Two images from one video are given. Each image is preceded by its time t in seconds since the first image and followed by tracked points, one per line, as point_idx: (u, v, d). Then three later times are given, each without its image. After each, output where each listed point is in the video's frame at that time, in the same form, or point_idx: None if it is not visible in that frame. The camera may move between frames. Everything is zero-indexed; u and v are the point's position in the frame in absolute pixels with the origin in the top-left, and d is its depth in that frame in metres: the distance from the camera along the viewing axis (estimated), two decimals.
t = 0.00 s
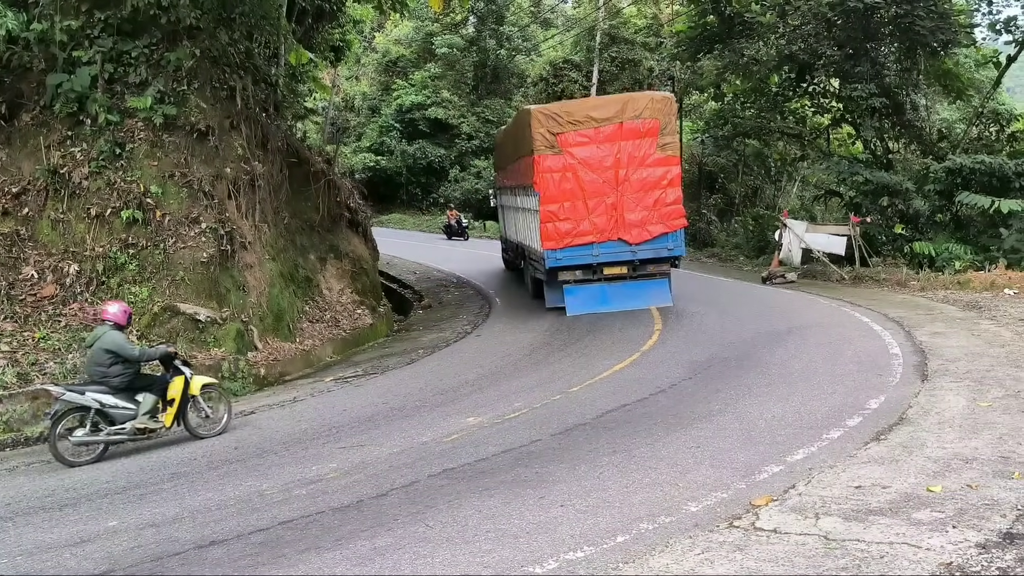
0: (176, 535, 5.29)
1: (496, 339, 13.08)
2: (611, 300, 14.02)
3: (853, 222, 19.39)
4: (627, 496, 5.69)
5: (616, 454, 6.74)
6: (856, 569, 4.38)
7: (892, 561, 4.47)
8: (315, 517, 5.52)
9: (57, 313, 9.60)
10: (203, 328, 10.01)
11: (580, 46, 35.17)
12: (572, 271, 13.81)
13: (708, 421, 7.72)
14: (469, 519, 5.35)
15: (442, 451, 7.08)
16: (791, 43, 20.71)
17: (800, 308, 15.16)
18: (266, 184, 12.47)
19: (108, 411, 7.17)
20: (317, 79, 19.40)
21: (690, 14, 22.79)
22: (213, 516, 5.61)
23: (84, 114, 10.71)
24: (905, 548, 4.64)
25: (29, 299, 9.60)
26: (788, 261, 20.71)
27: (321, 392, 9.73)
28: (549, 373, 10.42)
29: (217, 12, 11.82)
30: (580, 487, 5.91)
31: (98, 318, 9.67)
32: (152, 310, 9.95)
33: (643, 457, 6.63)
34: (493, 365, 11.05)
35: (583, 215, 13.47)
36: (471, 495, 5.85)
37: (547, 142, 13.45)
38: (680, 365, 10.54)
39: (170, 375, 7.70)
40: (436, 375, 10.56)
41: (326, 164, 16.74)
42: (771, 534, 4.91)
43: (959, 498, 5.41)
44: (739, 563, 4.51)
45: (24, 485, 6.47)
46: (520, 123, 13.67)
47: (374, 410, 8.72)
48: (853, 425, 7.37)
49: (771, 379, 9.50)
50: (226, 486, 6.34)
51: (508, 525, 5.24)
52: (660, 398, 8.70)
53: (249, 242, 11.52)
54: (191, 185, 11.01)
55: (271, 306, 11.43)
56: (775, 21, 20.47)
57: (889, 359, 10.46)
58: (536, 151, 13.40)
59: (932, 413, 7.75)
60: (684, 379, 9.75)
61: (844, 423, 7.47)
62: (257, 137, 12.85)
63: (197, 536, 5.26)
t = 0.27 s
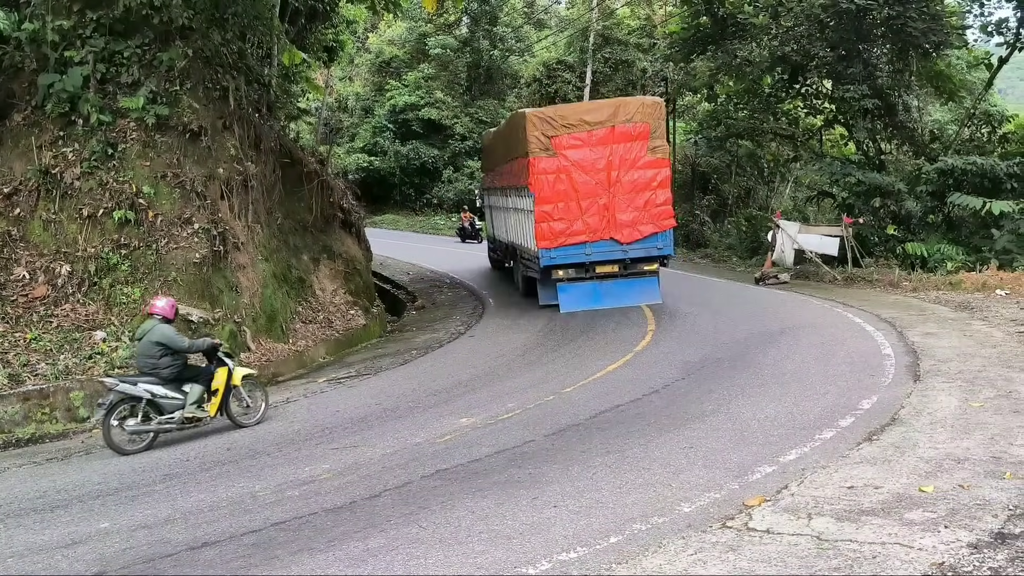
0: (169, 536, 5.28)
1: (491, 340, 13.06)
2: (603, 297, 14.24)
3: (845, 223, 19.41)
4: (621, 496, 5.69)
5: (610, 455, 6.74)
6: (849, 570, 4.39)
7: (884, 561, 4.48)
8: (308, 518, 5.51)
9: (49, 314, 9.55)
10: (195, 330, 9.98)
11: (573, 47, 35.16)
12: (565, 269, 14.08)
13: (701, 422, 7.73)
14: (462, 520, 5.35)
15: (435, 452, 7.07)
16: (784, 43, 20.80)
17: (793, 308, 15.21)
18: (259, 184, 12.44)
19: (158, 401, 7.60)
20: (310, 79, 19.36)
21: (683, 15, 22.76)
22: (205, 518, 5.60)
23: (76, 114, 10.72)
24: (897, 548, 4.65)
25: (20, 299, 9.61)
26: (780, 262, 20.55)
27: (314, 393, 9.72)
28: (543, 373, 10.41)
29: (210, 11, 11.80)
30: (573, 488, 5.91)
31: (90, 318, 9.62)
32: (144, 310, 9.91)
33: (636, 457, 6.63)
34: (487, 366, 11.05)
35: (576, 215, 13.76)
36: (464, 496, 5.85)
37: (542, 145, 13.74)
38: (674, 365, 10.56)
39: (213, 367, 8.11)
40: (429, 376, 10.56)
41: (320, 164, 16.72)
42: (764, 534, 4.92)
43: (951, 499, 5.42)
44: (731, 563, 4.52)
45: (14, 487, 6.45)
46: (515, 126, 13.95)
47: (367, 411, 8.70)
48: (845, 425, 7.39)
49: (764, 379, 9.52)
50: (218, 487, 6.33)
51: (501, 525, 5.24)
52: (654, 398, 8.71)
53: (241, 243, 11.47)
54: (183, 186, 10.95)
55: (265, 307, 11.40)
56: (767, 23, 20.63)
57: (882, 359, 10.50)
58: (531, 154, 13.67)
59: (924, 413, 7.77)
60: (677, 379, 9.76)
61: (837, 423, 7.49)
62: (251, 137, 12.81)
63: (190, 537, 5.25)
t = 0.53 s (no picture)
0: (162, 534, 5.27)
1: (486, 339, 13.02)
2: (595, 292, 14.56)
3: (839, 222, 19.39)
4: (615, 495, 5.69)
5: (604, 453, 6.74)
6: (843, 566, 4.40)
7: (878, 558, 4.50)
8: (302, 516, 5.50)
9: (42, 313, 9.51)
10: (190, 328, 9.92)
11: (568, 45, 35.11)
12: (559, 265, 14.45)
13: (696, 420, 7.74)
14: (456, 518, 5.35)
15: (430, 450, 7.06)
16: (778, 43, 20.80)
17: (787, 307, 15.25)
18: (253, 183, 12.43)
19: (205, 389, 7.92)
20: (304, 77, 19.31)
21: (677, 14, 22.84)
22: (199, 516, 5.59)
23: (69, 112, 10.62)
24: (891, 545, 4.66)
25: (13, 298, 9.56)
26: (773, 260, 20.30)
27: (309, 391, 9.73)
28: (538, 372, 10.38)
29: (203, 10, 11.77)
30: (567, 486, 5.91)
31: (83, 317, 9.61)
32: (138, 309, 9.89)
33: (631, 455, 6.63)
34: (482, 364, 11.06)
35: (570, 213, 14.15)
36: (458, 494, 5.84)
37: (536, 145, 14.12)
38: (668, 363, 10.58)
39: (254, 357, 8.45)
40: (423, 374, 10.56)
41: (315, 163, 16.68)
42: (758, 531, 4.93)
43: (944, 495, 5.44)
44: (725, 561, 4.53)
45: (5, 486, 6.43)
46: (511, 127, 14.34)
47: (361, 410, 8.68)
48: (839, 423, 7.41)
49: (758, 377, 9.54)
50: (212, 485, 6.32)
51: (495, 523, 5.24)
52: (649, 397, 8.72)
53: (236, 241, 11.44)
54: (177, 185, 10.93)
55: (259, 305, 11.37)
56: (761, 22, 20.47)
57: (875, 357, 10.53)
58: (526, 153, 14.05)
59: (918, 411, 7.79)
60: (672, 377, 9.77)
61: (831, 421, 7.50)
62: (244, 135, 12.77)
63: (183, 535, 5.25)
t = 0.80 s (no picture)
0: (157, 535, 5.25)
1: (482, 338, 13.02)
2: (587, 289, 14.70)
3: (835, 222, 19.43)
4: (611, 494, 5.70)
5: (599, 453, 6.74)
6: (837, 566, 4.41)
7: (872, 557, 4.50)
8: (297, 517, 5.49)
9: (36, 313, 9.44)
10: (184, 328, 9.96)
11: (564, 45, 35.10)
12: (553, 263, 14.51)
13: (692, 419, 7.74)
14: (452, 518, 5.35)
15: (425, 450, 7.05)
16: (774, 43, 20.78)
17: (782, 307, 15.26)
18: (248, 183, 12.41)
19: (246, 378, 8.31)
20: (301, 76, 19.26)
21: (672, 14, 22.94)
22: (194, 517, 5.58)
23: (64, 112, 10.61)
24: (886, 545, 4.67)
25: (8, 298, 9.43)
26: (767, 260, 20.10)
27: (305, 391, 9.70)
28: (534, 372, 10.37)
29: (199, 9, 11.74)
30: (562, 486, 5.91)
31: (78, 318, 9.56)
32: (133, 309, 9.86)
33: (626, 455, 6.63)
34: (478, 364, 11.05)
35: (563, 212, 14.21)
36: (454, 494, 5.83)
37: (531, 147, 14.18)
38: (663, 363, 10.58)
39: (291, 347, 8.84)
40: (419, 374, 10.54)
41: (310, 163, 16.62)
42: (753, 531, 4.93)
43: (939, 495, 5.44)
44: (721, 560, 4.53)
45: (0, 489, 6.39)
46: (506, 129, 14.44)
47: (356, 410, 8.67)
48: (834, 422, 7.42)
49: (753, 377, 9.54)
50: (207, 485, 6.31)
51: (491, 523, 5.24)
52: (644, 396, 8.72)
53: (231, 241, 11.43)
54: (172, 185, 10.93)
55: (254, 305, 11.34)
56: (757, 22, 20.60)
57: (870, 357, 10.55)
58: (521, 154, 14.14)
59: (913, 411, 7.79)
60: (667, 377, 9.77)
61: (827, 420, 7.51)
62: (240, 135, 12.75)
63: (179, 536, 5.24)
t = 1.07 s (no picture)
0: (154, 538, 5.22)
1: (480, 340, 13.01)
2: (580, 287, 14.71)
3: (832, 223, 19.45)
4: (609, 496, 5.68)
5: (597, 455, 6.72)
6: (836, 568, 4.39)
7: (870, 559, 4.48)
8: (294, 519, 5.47)
9: (33, 315, 9.41)
10: (182, 330, 9.96)
11: (561, 47, 35.14)
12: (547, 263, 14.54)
13: (690, 422, 7.73)
14: (449, 520, 5.32)
15: (423, 452, 7.03)
16: (771, 45, 20.78)
17: (779, 308, 15.25)
18: (245, 184, 12.40)
19: (286, 371, 8.75)
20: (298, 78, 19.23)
21: (670, 17, 22.84)
22: (191, 518, 5.56)
23: (61, 113, 10.54)
24: (884, 546, 4.65)
25: (4, 300, 9.39)
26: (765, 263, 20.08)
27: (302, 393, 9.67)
28: (532, 374, 10.36)
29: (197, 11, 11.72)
30: (560, 488, 5.89)
31: (75, 319, 9.53)
32: (130, 310, 9.83)
33: (624, 457, 6.61)
34: (475, 366, 11.03)
35: (558, 213, 14.21)
36: (453, 496, 5.81)
37: (527, 150, 14.21)
38: (661, 365, 10.57)
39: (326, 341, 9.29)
40: (416, 377, 10.52)
41: (308, 164, 16.56)
42: (751, 533, 4.91)
43: (937, 497, 5.43)
44: (719, 562, 4.51)
45: None
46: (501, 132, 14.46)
47: (354, 412, 8.64)
48: (832, 424, 7.40)
49: (751, 379, 9.53)
50: (204, 488, 6.28)
51: (490, 525, 5.22)
52: (642, 398, 8.71)
53: (228, 242, 11.41)
54: (169, 186, 10.91)
55: (251, 307, 11.30)
56: (754, 24, 20.58)
57: (868, 359, 10.54)
58: (517, 157, 14.14)
59: (910, 413, 7.78)
60: (665, 379, 9.76)
61: (824, 422, 7.50)
62: (237, 136, 12.74)
63: (175, 538, 5.20)
